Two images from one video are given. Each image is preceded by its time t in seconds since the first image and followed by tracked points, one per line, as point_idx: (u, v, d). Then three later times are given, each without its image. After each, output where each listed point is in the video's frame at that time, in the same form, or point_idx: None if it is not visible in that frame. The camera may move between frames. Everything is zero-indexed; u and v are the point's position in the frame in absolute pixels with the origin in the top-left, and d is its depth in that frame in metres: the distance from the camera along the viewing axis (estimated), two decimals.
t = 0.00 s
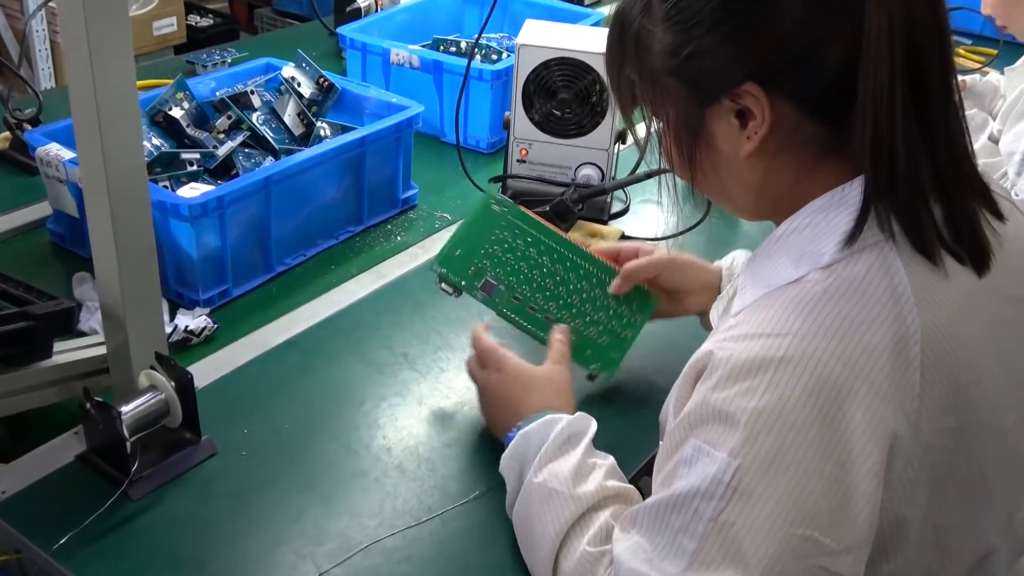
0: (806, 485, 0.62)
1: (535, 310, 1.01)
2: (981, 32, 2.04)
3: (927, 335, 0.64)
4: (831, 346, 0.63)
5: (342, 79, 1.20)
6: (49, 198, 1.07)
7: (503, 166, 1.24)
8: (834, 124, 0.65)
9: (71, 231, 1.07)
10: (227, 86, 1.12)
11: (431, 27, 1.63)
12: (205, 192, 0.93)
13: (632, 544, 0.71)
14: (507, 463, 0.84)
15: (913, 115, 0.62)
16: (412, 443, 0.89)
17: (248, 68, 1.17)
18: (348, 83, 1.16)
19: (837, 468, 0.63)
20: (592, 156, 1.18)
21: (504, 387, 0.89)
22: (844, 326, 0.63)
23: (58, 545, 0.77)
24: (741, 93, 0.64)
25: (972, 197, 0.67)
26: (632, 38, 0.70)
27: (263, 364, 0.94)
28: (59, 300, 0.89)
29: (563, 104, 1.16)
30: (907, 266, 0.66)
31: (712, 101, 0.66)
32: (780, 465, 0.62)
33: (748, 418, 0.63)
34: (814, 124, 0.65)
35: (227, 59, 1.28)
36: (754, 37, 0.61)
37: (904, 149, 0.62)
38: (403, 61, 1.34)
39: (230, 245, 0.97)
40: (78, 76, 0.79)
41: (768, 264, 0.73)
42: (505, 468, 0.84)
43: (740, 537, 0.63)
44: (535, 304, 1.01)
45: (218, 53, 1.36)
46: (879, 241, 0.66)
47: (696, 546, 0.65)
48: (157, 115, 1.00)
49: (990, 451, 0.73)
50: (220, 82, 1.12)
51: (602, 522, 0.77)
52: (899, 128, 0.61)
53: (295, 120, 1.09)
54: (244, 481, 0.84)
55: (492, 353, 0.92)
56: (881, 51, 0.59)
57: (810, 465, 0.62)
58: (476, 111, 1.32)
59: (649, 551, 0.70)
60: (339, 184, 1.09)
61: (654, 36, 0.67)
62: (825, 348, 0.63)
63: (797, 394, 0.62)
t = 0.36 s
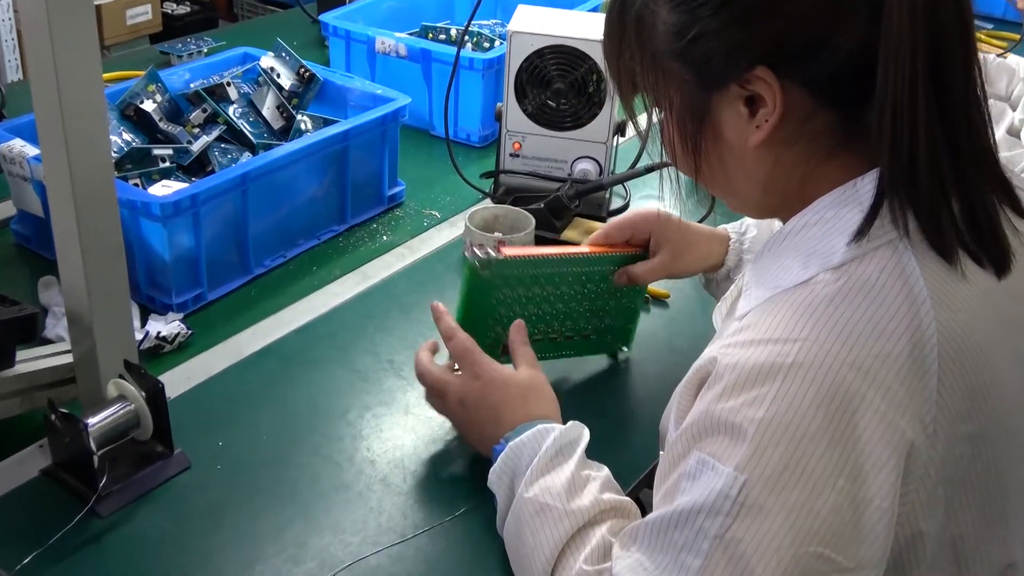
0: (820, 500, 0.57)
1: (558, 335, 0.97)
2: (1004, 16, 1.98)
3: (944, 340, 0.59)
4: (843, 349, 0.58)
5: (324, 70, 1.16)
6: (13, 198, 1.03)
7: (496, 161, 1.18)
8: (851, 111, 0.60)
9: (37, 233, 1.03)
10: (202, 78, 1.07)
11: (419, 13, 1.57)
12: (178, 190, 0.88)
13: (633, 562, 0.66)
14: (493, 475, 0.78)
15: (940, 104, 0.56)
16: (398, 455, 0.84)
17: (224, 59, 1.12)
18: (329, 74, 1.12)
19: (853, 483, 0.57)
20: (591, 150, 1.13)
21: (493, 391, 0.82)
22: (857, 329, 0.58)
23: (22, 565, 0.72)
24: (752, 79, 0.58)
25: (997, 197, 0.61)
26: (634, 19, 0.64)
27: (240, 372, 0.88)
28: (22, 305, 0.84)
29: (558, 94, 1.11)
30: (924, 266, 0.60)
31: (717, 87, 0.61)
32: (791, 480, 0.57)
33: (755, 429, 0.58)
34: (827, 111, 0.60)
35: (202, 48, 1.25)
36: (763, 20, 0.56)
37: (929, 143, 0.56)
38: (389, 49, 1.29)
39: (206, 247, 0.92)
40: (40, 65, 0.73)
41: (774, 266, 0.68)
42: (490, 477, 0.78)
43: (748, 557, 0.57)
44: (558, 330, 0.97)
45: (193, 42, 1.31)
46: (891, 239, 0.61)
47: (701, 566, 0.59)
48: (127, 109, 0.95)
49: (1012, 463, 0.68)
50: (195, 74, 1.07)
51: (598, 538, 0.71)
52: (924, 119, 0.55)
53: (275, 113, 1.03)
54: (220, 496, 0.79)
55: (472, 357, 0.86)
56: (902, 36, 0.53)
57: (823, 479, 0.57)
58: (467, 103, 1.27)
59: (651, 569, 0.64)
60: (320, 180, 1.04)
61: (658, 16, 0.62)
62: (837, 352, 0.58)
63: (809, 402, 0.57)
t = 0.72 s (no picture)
0: (816, 515, 0.55)
1: (550, 349, 0.90)
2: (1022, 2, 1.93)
3: (946, 345, 0.57)
4: (840, 358, 0.56)
5: (303, 61, 1.12)
6: None
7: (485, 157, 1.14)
8: (848, 99, 0.57)
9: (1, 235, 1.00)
10: (174, 70, 1.04)
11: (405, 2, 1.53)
12: (147, 188, 0.84)
13: None
14: (482, 488, 0.73)
15: (937, 91, 0.53)
16: (379, 469, 0.78)
17: (198, 50, 1.09)
18: (308, 65, 1.09)
19: (850, 497, 0.55)
20: (584, 145, 1.08)
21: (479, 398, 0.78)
22: (854, 336, 0.56)
23: None
24: (743, 65, 0.55)
25: (1001, 192, 0.59)
26: (618, 9, 0.61)
27: (213, 381, 0.83)
28: None
29: (550, 86, 1.06)
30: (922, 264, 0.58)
31: (708, 77, 0.58)
32: (786, 496, 0.55)
33: (749, 442, 0.55)
34: (823, 99, 0.57)
35: (176, 38, 1.22)
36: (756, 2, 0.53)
37: (926, 133, 0.54)
38: (372, 40, 1.25)
39: (176, 249, 0.87)
40: None
41: (769, 269, 0.65)
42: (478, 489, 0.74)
43: None
44: (550, 342, 0.89)
45: (167, 33, 1.27)
46: (887, 241, 0.59)
47: None
48: (94, 102, 0.91)
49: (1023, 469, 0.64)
50: (166, 65, 1.04)
51: (590, 557, 0.67)
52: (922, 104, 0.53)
53: (250, 107, 1.00)
54: (190, 512, 0.73)
55: (475, 357, 0.81)
56: (897, 19, 0.51)
57: (820, 494, 0.55)
58: (455, 96, 1.22)
59: None
60: (298, 177, 0.99)
61: (644, 3, 0.59)
62: (834, 359, 0.56)
63: (804, 414, 0.55)
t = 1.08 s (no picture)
0: (816, 531, 0.52)
1: (539, 355, 0.84)
2: None
3: (954, 350, 0.53)
4: (841, 365, 0.52)
5: (278, 52, 1.08)
6: None
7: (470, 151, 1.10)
8: (851, 88, 0.52)
9: None
10: (141, 61, 1.00)
11: None
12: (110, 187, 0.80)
13: None
14: (466, 504, 0.67)
15: (945, 78, 0.48)
16: (356, 482, 0.73)
17: (166, 40, 1.05)
18: (284, 56, 1.07)
19: (852, 512, 0.53)
20: (575, 139, 1.05)
21: (463, 407, 0.73)
22: (856, 342, 0.53)
23: None
24: (740, 52, 0.50)
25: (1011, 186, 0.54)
26: None
27: (180, 391, 0.78)
28: None
29: (538, 77, 1.02)
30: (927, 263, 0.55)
31: (703, 67, 0.53)
32: (785, 511, 0.52)
33: (745, 454, 0.52)
34: (824, 88, 0.52)
35: (144, 28, 1.19)
36: None
37: (934, 122, 0.49)
38: (351, 28, 1.21)
39: (143, 251, 0.83)
40: None
41: (768, 270, 0.62)
42: (463, 509, 0.67)
43: None
44: (539, 347, 0.84)
45: (135, 23, 1.24)
46: (888, 241, 0.55)
47: None
48: (55, 95, 0.87)
49: None
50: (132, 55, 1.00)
51: None
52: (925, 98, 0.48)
53: (222, 100, 0.97)
54: (155, 532, 0.68)
55: (462, 362, 0.76)
56: None
57: (820, 509, 0.52)
58: (439, 88, 1.18)
59: None
60: (271, 174, 0.95)
61: None
62: (836, 367, 0.52)
63: (804, 425, 0.52)
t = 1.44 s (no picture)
0: (827, 553, 0.47)
1: (537, 357, 0.80)
2: None
3: (973, 356, 0.48)
4: (853, 372, 0.47)
5: (254, 36, 1.04)
6: None
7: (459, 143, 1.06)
8: (864, 75, 0.47)
9: None
10: (108, 48, 0.95)
11: None
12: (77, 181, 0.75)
13: None
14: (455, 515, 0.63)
15: (960, 64, 0.44)
16: (339, 495, 0.68)
17: (135, 25, 1.00)
18: (262, 42, 1.03)
19: (865, 530, 0.48)
20: (570, 130, 1.00)
21: (457, 414, 0.68)
22: (869, 346, 0.48)
23: None
24: (743, 37, 0.46)
25: None
26: None
27: (152, 398, 0.73)
28: None
29: (531, 64, 0.98)
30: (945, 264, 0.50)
31: (704, 53, 0.48)
32: (793, 530, 0.47)
33: (749, 469, 0.48)
34: (833, 76, 0.48)
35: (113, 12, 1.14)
36: None
37: (948, 117, 0.45)
38: (332, 13, 1.16)
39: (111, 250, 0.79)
40: None
41: (775, 269, 0.57)
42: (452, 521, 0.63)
43: None
44: (538, 349, 0.79)
45: (105, 8, 1.19)
46: (902, 240, 0.50)
47: None
48: (20, 85, 0.84)
49: None
50: (99, 41, 0.95)
51: None
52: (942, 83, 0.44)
53: (195, 88, 0.93)
54: (123, 549, 0.63)
55: (449, 371, 0.71)
56: None
57: (830, 528, 0.47)
58: (426, 75, 1.14)
59: None
60: (248, 168, 0.91)
61: None
62: (847, 374, 0.47)
63: (813, 438, 0.47)
